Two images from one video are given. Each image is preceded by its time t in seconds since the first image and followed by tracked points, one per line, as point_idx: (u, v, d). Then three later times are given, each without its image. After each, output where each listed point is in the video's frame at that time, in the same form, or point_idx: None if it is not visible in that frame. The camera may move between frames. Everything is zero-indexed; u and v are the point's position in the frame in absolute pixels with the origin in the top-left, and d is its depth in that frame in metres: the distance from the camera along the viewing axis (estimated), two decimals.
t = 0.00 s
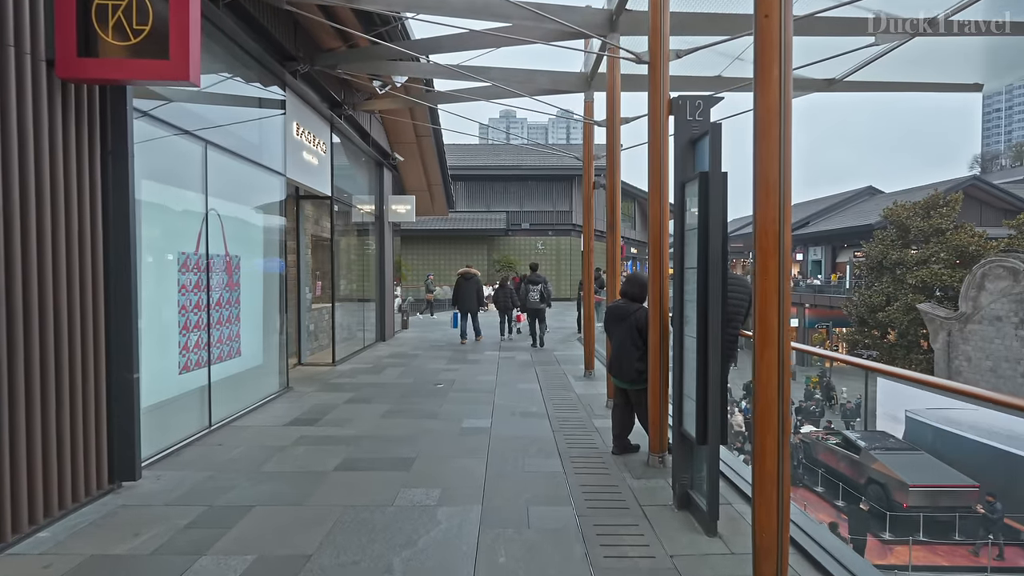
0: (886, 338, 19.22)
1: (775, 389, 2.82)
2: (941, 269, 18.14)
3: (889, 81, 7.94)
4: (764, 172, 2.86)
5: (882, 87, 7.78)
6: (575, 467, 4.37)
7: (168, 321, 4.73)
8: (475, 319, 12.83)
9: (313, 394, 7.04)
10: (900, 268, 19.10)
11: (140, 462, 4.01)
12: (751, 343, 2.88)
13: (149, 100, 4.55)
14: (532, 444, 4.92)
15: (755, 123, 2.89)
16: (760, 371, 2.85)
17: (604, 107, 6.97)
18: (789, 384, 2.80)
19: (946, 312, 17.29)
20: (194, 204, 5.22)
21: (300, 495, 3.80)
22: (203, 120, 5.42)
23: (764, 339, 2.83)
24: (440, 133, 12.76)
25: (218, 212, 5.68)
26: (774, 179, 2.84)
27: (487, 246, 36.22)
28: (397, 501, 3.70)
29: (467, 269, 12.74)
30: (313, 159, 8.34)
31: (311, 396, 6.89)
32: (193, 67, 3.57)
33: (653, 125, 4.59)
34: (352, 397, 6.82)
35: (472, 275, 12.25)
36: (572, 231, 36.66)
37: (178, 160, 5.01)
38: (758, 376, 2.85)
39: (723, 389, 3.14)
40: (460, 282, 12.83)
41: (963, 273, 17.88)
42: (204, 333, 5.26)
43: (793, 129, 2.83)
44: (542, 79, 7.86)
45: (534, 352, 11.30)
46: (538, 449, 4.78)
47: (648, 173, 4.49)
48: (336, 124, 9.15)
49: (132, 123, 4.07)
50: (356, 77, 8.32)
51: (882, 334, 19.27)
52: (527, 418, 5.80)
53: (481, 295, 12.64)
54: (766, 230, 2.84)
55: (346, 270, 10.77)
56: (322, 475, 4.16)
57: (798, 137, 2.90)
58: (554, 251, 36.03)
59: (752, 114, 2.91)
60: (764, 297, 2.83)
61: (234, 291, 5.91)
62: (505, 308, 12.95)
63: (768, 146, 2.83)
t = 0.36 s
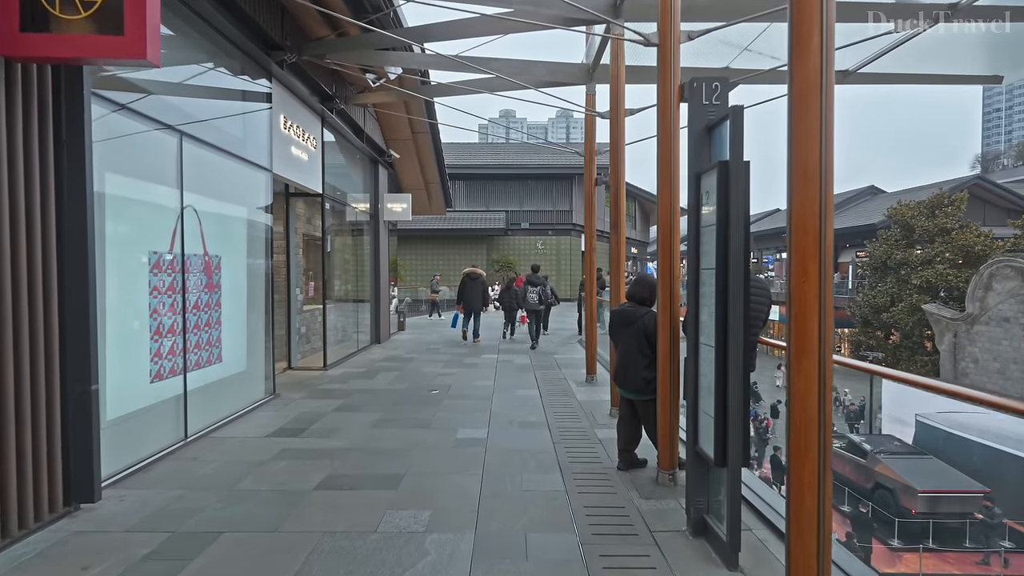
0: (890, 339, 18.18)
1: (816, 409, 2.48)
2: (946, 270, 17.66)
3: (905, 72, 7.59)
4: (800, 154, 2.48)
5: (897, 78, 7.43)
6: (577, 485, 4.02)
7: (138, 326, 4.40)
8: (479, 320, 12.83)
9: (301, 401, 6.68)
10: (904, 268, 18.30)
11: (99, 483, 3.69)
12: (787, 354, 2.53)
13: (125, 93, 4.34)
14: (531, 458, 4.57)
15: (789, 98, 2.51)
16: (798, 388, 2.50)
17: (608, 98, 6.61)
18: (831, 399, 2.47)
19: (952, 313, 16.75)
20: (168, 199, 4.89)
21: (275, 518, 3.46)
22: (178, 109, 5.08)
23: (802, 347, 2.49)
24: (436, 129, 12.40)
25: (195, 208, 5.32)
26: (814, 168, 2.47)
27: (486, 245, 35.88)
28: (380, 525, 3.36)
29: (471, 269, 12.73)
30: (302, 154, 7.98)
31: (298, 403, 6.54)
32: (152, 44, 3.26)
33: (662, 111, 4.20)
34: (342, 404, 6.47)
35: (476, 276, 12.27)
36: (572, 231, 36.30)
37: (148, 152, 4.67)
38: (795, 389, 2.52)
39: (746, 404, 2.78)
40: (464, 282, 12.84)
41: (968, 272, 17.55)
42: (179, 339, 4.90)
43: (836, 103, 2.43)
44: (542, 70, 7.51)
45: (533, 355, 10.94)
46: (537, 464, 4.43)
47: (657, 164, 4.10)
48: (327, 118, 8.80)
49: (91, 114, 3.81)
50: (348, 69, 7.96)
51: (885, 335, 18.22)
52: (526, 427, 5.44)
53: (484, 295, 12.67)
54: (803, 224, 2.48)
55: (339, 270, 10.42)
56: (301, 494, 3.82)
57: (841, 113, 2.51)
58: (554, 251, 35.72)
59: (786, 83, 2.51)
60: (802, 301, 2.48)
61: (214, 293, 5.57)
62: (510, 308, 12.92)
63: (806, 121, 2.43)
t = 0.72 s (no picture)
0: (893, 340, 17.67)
1: (881, 437, 2.12)
2: (953, 269, 16.95)
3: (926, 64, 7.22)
4: (860, 137, 2.11)
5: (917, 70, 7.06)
6: (583, 506, 3.68)
7: (104, 332, 4.05)
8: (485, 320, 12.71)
9: (289, 409, 6.31)
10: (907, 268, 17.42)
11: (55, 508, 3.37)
12: (844, 373, 2.15)
13: (106, 84, 4.22)
14: (534, 475, 4.21)
15: (846, 72, 2.16)
16: (859, 410, 2.12)
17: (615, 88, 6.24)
18: (899, 425, 2.10)
19: (958, 313, 16.17)
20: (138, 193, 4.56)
21: (249, 548, 3.11)
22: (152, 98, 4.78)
23: (864, 361, 2.11)
24: (434, 124, 12.04)
25: (171, 204, 5.01)
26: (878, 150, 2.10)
27: (485, 246, 35.55)
28: (365, 556, 3.01)
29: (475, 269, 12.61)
30: (292, 149, 7.62)
31: (286, 411, 6.18)
32: (104, 15, 3.23)
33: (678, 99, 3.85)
34: (332, 413, 6.10)
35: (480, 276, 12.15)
36: (573, 231, 35.95)
37: (118, 145, 4.39)
38: (853, 409, 2.14)
39: (782, 424, 2.43)
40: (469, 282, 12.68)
41: (975, 273, 17.20)
42: (154, 344, 4.56)
43: (904, 75, 2.08)
44: (545, 60, 7.14)
45: (534, 358, 10.58)
46: (541, 482, 4.06)
47: (672, 157, 3.76)
48: (319, 111, 8.44)
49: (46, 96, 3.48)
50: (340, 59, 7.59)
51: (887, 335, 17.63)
52: (527, 439, 5.08)
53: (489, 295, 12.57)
54: (865, 219, 2.11)
55: (333, 270, 10.04)
56: (280, 519, 3.46)
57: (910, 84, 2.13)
58: (554, 250, 35.43)
59: (841, 60, 2.17)
60: (863, 307, 2.10)
61: (194, 294, 5.23)
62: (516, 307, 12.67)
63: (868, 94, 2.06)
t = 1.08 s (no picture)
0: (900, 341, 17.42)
1: (978, 474, 1.76)
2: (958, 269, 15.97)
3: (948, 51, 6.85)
4: (947, 109, 1.75)
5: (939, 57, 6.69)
6: (589, 526, 3.35)
7: (64, 335, 3.74)
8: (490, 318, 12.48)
9: (276, 416, 5.97)
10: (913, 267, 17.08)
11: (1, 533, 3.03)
12: (928, 392, 1.81)
13: (86, 74, 4.06)
14: (535, 492, 3.87)
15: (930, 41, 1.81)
16: (949, 441, 1.78)
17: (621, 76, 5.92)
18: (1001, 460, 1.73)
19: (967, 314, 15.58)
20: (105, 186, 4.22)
21: None
22: (129, 85, 4.55)
23: (954, 383, 1.77)
24: (432, 119, 11.70)
25: (145, 197, 4.69)
26: (970, 131, 1.75)
27: (485, 245, 35.25)
28: None
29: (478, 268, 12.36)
30: (282, 142, 7.29)
31: (273, 418, 5.83)
32: None
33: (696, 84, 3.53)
34: (321, 420, 5.76)
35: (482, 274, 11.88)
36: (573, 230, 35.62)
37: (92, 137, 4.13)
38: (939, 438, 1.80)
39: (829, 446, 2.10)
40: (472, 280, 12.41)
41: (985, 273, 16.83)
42: (124, 349, 4.27)
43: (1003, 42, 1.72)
44: (546, 47, 6.80)
45: (535, 360, 10.25)
46: (543, 500, 3.73)
47: (689, 145, 3.43)
48: (312, 104, 8.13)
49: None
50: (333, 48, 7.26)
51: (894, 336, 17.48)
52: (528, 450, 4.74)
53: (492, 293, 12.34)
54: (955, 207, 1.75)
55: (327, 269, 9.70)
56: (253, 543, 3.12)
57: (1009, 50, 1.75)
58: (554, 250, 35.14)
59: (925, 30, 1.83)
60: (954, 316, 1.76)
61: (171, 296, 4.90)
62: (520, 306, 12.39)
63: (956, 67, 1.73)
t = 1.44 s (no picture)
0: (908, 343, 17.15)
1: None
2: (966, 269, 16.12)
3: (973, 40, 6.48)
4: None
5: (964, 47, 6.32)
6: (597, 558, 3.00)
7: (18, 341, 3.48)
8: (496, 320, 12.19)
9: (262, 427, 5.61)
10: (922, 268, 16.73)
11: None
12: None
13: (60, 64, 3.85)
14: (538, 518, 3.50)
15: None
16: None
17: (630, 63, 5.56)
18: None
19: (974, 315, 15.50)
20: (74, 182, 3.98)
21: None
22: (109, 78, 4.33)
23: None
24: (430, 114, 11.36)
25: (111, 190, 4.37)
26: None
27: (486, 245, 34.91)
28: None
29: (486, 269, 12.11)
30: (270, 137, 6.93)
31: (258, 430, 5.47)
32: None
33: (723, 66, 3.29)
34: (309, 431, 5.39)
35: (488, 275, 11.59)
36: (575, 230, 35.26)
37: (60, 127, 3.88)
38: None
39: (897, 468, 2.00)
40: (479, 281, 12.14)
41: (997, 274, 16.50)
42: (89, 358, 4.05)
43: None
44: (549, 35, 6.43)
45: (536, 364, 9.87)
46: (546, 527, 3.37)
47: (714, 127, 3.19)
48: (304, 97, 7.78)
49: None
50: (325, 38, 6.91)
51: (903, 338, 17.22)
52: (530, 467, 4.38)
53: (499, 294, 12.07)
54: None
55: (321, 270, 9.33)
56: None
57: None
58: (556, 249, 34.81)
59: None
60: None
61: (143, 299, 4.68)
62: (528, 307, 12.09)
63: None
